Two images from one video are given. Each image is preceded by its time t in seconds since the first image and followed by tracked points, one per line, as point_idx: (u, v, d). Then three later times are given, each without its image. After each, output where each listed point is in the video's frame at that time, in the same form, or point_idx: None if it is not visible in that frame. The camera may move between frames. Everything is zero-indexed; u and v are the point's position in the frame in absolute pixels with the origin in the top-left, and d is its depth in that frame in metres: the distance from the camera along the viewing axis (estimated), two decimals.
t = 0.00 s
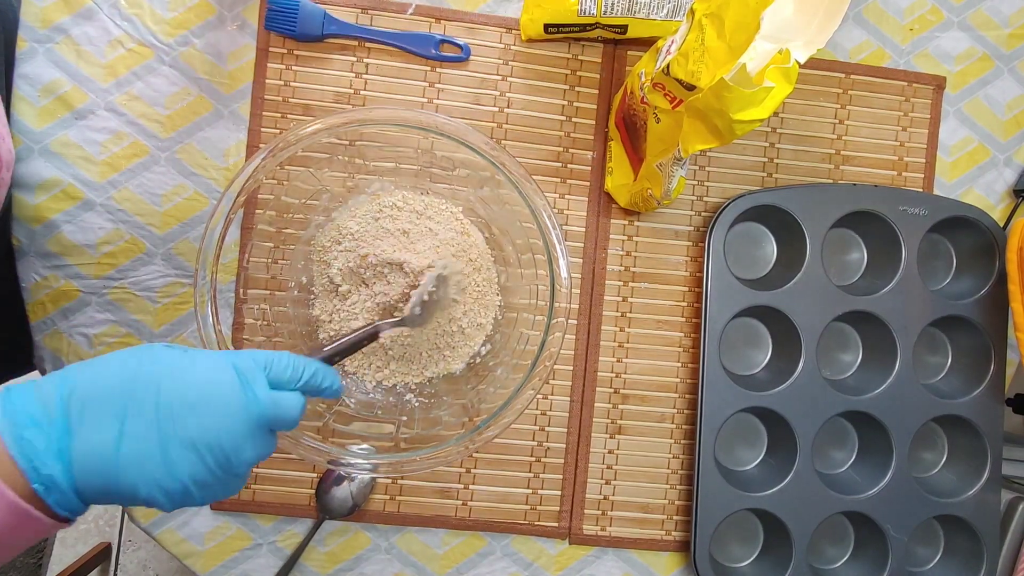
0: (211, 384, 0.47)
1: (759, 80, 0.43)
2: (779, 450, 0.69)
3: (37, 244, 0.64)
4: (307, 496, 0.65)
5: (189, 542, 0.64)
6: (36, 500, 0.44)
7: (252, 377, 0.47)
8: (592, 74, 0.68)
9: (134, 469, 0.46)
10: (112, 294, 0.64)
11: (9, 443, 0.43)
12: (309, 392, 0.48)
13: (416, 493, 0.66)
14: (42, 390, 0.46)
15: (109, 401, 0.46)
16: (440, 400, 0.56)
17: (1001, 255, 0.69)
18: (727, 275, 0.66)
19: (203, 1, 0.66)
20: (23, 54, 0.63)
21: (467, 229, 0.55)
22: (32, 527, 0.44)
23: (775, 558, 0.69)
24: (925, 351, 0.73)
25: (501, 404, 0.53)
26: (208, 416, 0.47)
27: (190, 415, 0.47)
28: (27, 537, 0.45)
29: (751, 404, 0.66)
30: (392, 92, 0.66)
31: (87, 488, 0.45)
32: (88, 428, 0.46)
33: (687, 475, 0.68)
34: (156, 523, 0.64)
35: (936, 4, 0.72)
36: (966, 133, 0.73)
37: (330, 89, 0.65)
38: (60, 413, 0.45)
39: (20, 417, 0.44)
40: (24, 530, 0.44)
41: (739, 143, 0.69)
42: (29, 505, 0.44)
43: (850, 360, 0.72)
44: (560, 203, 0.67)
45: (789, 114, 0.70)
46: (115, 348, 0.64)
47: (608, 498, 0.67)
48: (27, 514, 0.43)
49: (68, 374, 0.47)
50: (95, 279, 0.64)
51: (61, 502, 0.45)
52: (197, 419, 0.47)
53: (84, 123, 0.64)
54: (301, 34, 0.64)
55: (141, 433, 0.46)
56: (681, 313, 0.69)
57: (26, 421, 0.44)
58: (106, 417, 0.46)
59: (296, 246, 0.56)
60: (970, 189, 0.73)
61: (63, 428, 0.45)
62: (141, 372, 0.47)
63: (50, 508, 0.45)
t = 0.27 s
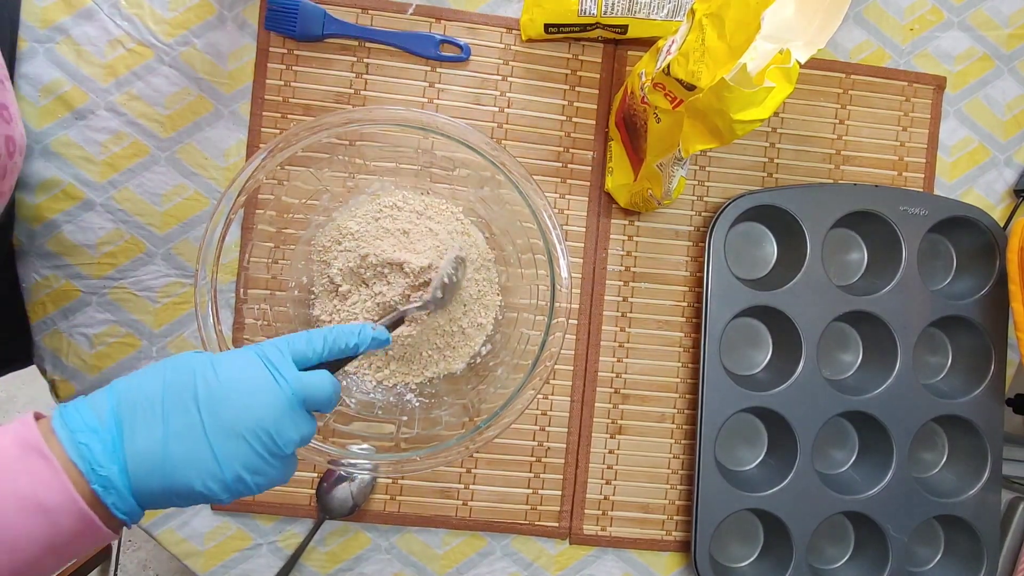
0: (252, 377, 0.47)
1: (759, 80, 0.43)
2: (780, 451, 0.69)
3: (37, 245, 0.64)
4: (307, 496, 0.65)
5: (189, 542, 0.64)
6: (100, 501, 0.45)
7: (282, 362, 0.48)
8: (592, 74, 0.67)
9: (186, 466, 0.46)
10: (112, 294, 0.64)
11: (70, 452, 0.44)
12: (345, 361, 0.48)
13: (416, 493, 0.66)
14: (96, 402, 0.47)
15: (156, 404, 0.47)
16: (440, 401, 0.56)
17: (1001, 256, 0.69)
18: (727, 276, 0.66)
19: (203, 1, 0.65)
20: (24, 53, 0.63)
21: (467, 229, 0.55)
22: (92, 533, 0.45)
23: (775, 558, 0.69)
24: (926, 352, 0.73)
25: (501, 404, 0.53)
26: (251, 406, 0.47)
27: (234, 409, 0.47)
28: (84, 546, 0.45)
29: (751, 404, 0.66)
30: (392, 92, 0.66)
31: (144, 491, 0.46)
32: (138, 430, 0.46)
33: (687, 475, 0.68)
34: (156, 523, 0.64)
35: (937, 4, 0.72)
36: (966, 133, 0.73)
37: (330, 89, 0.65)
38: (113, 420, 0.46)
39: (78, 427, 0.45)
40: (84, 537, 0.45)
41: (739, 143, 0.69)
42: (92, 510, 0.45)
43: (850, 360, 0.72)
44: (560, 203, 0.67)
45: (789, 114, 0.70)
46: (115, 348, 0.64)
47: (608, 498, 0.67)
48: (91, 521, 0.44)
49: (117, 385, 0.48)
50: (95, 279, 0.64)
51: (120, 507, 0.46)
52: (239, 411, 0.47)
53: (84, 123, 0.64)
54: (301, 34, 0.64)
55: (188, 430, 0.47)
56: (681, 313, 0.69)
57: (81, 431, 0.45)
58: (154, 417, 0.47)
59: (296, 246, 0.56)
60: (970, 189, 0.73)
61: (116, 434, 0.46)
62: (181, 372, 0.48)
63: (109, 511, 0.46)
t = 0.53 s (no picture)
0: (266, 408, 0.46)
1: (759, 80, 0.43)
2: (780, 451, 0.69)
3: (37, 245, 0.64)
4: (307, 496, 0.65)
5: (189, 542, 0.64)
6: (91, 518, 0.42)
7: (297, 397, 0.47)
8: (592, 74, 0.67)
9: (187, 492, 0.45)
10: (112, 294, 0.64)
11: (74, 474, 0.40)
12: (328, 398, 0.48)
13: (416, 493, 0.66)
14: (96, 407, 0.43)
15: (164, 423, 0.44)
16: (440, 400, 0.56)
17: (1001, 256, 0.69)
18: (727, 276, 0.66)
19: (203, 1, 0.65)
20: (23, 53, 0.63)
21: (467, 229, 0.55)
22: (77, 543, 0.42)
23: (775, 558, 0.69)
24: (926, 352, 0.73)
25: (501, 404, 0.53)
26: (259, 443, 0.46)
27: (240, 435, 0.46)
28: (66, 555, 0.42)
29: (751, 404, 0.66)
30: (392, 92, 0.66)
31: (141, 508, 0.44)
32: (145, 450, 0.43)
33: (687, 475, 0.68)
34: (156, 523, 0.64)
35: (937, 4, 0.72)
36: (966, 133, 0.73)
37: (330, 89, 0.65)
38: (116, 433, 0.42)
39: (77, 442, 0.41)
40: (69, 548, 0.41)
41: (739, 143, 0.69)
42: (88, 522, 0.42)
43: (850, 361, 0.72)
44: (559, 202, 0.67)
45: (789, 114, 0.70)
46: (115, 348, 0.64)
47: (608, 498, 0.67)
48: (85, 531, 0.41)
49: (120, 390, 0.44)
50: (95, 279, 0.64)
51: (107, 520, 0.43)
52: (249, 444, 0.46)
53: (84, 123, 0.64)
54: (301, 34, 0.64)
55: (195, 457, 0.45)
56: (681, 313, 0.69)
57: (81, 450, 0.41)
58: (162, 436, 0.44)
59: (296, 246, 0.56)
60: (970, 189, 0.73)
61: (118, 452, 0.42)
62: (195, 395, 0.45)
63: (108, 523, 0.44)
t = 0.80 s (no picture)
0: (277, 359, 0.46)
1: (758, 80, 0.43)
2: (780, 451, 0.69)
3: (37, 245, 0.64)
4: (307, 496, 0.65)
5: (189, 542, 0.64)
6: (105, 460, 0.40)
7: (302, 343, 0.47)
8: (592, 74, 0.68)
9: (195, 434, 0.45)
10: (112, 294, 0.64)
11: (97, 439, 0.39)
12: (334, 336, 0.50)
13: (416, 493, 0.66)
14: (108, 363, 0.40)
15: (179, 379, 0.42)
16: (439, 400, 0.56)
17: (1001, 256, 0.69)
18: (727, 275, 0.66)
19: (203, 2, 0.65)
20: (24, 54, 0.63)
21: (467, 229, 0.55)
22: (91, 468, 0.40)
23: (775, 558, 0.69)
24: (926, 351, 0.73)
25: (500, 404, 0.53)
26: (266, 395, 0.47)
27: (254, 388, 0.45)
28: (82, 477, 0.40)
29: (751, 404, 0.66)
30: (392, 92, 0.66)
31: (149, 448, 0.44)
32: (162, 405, 0.42)
33: (687, 475, 0.68)
34: (156, 523, 0.64)
35: (936, 3, 0.72)
36: (966, 133, 0.73)
37: (330, 89, 0.65)
38: (135, 396, 0.40)
39: (95, 407, 0.38)
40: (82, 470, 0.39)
41: (739, 143, 0.69)
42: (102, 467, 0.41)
43: (850, 360, 0.72)
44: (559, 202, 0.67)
45: (789, 114, 0.70)
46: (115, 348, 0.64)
47: (608, 498, 0.67)
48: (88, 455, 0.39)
49: (134, 344, 0.41)
50: (95, 279, 0.64)
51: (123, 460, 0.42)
52: (258, 395, 0.46)
53: (84, 123, 0.64)
54: (301, 34, 0.64)
55: (209, 410, 0.44)
56: (681, 313, 0.69)
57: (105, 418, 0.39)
58: (178, 391, 0.43)
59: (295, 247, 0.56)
60: (970, 188, 0.73)
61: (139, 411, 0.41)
62: (213, 357, 0.43)
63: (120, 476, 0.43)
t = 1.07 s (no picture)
0: (337, 397, 0.45)
1: (759, 80, 0.43)
2: (780, 451, 0.69)
3: (36, 245, 0.63)
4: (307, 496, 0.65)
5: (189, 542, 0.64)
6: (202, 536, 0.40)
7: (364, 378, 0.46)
8: (592, 74, 0.68)
9: (296, 507, 0.43)
10: (112, 294, 0.64)
11: (179, 497, 0.40)
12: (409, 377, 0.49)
13: (417, 493, 0.66)
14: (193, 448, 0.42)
15: (254, 439, 0.43)
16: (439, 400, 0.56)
17: (1002, 256, 0.69)
18: (727, 275, 0.66)
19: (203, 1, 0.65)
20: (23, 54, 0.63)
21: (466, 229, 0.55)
22: None
23: (775, 558, 0.69)
24: (926, 352, 0.73)
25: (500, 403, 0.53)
26: (351, 450, 0.44)
27: (326, 428, 0.44)
28: None
29: (751, 404, 0.66)
30: (392, 92, 0.66)
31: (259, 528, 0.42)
32: (240, 462, 0.42)
33: (687, 475, 0.68)
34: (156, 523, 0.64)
35: (937, 4, 0.72)
36: (967, 133, 0.73)
37: (330, 89, 0.65)
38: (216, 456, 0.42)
39: (182, 476, 0.41)
40: None
41: (739, 143, 0.69)
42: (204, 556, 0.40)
43: (851, 361, 0.72)
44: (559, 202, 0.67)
45: (789, 114, 0.70)
46: (116, 348, 0.64)
47: (608, 498, 0.67)
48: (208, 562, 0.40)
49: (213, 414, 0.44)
50: (95, 279, 0.64)
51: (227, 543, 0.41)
52: (341, 452, 0.44)
53: (84, 123, 0.64)
54: (302, 34, 0.64)
55: (288, 468, 0.43)
56: (681, 313, 0.69)
57: (185, 477, 0.41)
58: (254, 451, 0.43)
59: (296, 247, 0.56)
60: (970, 189, 0.73)
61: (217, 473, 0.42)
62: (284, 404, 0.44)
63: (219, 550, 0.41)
